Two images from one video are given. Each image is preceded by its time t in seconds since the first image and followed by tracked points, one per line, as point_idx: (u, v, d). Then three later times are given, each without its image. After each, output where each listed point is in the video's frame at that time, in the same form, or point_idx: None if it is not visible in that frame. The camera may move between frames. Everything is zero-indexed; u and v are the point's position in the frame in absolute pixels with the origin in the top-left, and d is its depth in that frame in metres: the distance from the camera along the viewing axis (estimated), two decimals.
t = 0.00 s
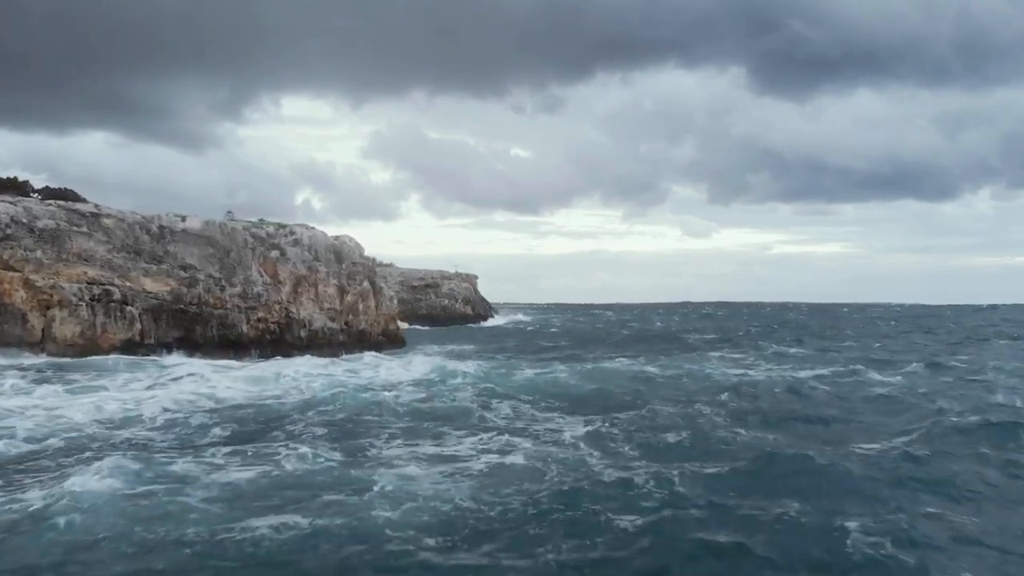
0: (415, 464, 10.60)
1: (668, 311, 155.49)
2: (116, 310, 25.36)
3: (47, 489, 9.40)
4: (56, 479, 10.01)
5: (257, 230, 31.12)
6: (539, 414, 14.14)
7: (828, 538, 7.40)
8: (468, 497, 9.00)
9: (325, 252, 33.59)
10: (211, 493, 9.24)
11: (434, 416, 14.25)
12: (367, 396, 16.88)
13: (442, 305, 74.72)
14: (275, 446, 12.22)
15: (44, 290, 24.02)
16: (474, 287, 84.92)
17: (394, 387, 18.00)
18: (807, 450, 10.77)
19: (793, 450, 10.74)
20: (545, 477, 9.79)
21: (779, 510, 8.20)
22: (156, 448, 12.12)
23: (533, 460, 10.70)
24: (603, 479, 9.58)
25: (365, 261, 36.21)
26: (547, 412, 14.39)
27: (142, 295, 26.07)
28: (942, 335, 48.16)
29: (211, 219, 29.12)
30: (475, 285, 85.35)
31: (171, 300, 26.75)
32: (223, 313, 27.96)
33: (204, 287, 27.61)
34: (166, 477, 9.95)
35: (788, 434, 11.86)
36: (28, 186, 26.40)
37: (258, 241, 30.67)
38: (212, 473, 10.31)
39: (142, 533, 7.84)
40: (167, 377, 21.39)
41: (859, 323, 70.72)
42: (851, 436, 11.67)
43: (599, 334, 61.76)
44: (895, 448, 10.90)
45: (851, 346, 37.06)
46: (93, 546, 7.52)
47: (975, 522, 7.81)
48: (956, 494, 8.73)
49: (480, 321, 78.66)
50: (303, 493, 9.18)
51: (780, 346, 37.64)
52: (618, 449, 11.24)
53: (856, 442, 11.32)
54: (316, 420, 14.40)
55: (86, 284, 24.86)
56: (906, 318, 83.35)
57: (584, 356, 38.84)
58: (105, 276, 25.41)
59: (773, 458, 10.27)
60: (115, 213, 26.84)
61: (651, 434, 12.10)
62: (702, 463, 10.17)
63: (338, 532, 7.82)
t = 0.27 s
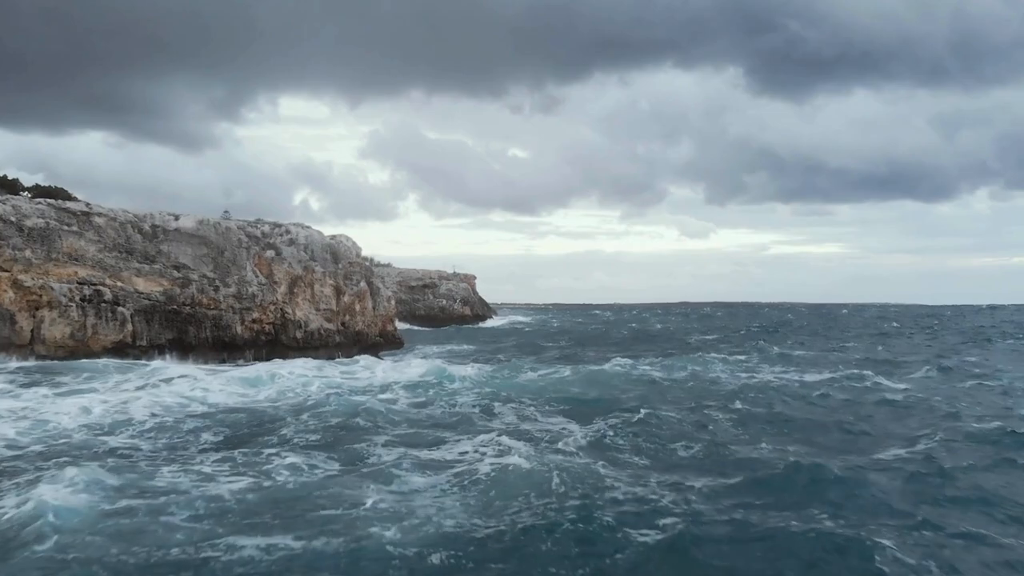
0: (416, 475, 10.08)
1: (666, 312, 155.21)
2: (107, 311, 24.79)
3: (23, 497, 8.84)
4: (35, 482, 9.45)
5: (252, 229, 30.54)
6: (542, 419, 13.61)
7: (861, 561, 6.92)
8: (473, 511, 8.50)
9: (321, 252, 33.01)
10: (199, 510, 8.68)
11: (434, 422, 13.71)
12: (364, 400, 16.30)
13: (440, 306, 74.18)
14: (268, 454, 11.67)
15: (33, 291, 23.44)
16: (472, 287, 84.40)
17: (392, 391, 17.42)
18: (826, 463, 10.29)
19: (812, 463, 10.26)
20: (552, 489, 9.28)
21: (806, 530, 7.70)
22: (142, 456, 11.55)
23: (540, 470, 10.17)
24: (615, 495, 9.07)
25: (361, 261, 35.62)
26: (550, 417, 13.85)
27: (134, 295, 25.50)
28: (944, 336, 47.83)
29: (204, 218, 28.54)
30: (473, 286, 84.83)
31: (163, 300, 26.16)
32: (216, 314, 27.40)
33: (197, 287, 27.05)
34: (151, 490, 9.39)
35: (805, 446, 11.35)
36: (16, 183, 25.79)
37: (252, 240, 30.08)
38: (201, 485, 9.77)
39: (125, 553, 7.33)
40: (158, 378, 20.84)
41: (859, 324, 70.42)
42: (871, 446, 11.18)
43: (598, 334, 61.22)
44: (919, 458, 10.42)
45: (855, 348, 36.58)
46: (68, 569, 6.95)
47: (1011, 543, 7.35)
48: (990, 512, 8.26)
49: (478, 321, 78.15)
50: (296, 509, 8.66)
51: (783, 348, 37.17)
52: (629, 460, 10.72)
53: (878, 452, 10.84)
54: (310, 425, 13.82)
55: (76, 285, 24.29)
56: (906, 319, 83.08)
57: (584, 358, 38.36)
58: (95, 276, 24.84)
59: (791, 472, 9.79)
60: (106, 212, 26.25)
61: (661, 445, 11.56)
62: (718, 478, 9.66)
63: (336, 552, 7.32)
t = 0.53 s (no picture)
0: (415, 486, 9.65)
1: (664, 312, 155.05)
2: (99, 312, 24.35)
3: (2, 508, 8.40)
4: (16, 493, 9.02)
5: (247, 228, 30.07)
6: (544, 423, 13.18)
7: None
8: (478, 526, 8.08)
9: (318, 251, 32.55)
10: (185, 526, 8.23)
11: (432, 427, 13.27)
12: (361, 403, 15.85)
13: (438, 306, 73.83)
14: (260, 462, 11.23)
15: (23, 291, 22.98)
16: (471, 287, 84.04)
17: (389, 394, 16.96)
18: (844, 476, 9.86)
19: (829, 476, 9.83)
20: (557, 500, 8.84)
21: (829, 552, 7.28)
22: (128, 463, 11.10)
23: (544, 478, 9.74)
24: (624, 508, 8.63)
25: (359, 261, 35.18)
26: (552, 421, 13.42)
27: (127, 295, 25.05)
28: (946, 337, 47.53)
29: (199, 217, 28.08)
30: (471, 286, 84.47)
31: (157, 300, 25.70)
32: (211, 315, 26.96)
33: (191, 287, 26.60)
34: (136, 504, 8.94)
35: (820, 456, 10.92)
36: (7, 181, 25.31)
37: (248, 239, 29.61)
38: (192, 497, 9.35)
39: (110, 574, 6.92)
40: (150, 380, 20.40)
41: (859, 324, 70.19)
42: (888, 457, 10.76)
43: (598, 334, 60.77)
44: (940, 471, 10.01)
45: (858, 349, 36.17)
46: None
47: None
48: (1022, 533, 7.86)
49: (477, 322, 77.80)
50: (292, 523, 8.26)
51: (786, 349, 36.74)
52: (636, 469, 10.29)
53: (896, 464, 10.42)
54: (305, 429, 13.38)
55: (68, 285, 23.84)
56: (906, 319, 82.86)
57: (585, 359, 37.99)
58: (88, 276, 24.38)
59: (809, 487, 9.36)
60: (98, 211, 25.78)
61: (669, 454, 11.12)
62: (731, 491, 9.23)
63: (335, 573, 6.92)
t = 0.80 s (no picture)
0: (415, 498, 9.17)
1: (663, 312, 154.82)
2: (90, 313, 23.82)
3: None
4: None
5: (242, 227, 29.52)
6: (547, 428, 12.69)
7: None
8: (484, 546, 7.60)
9: (314, 251, 32.01)
10: (170, 546, 7.73)
11: (431, 433, 12.77)
12: (357, 406, 15.35)
13: (435, 306, 73.35)
14: (251, 471, 10.72)
15: (11, 291, 22.42)
16: (468, 286, 83.55)
17: (386, 397, 16.46)
18: (865, 494, 9.40)
19: (849, 495, 9.36)
20: (564, 516, 8.36)
21: None
22: (111, 471, 10.58)
23: (549, 489, 9.26)
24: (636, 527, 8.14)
25: (355, 260, 34.65)
26: (555, 425, 12.93)
27: (118, 296, 24.51)
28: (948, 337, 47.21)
29: (192, 215, 27.54)
30: (469, 285, 84.01)
31: (149, 301, 25.16)
32: (204, 315, 26.43)
33: (184, 288, 26.07)
34: (120, 520, 8.43)
35: (837, 471, 10.45)
36: None
37: (242, 238, 29.07)
38: (180, 511, 8.84)
39: None
40: (140, 381, 19.88)
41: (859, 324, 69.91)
42: (909, 472, 10.30)
43: (597, 334, 60.25)
44: (965, 489, 9.56)
45: (862, 350, 35.70)
46: None
47: None
48: None
49: (475, 321, 77.34)
50: (288, 543, 7.79)
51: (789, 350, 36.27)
52: (645, 482, 9.81)
53: (918, 480, 9.96)
54: (298, 434, 12.87)
55: (57, 285, 23.29)
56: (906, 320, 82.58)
57: (583, 360, 37.53)
58: (78, 276, 23.83)
59: (829, 506, 8.88)
60: (89, 209, 25.23)
61: (679, 465, 10.64)
62: (748, 509, 8.75)
63: None
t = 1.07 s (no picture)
0: (415, 512, 8.68)
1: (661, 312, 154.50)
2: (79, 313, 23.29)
3: None
4: None
5: (236, 225, 28.99)
6: (552, 433, 12.20)
7: None
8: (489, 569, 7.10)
9: (309, 250, 31.50)
10: (154, 568, 7.23)
11: (431, 440, 12.28)
12: (354, 411, 14.85)
13: (433, 306, 72.87)
14: (242, 482, 10.21)
15: None
16: (466, 286, 83.09)
17: (384, 401, 15.95)
18: (891, 511, 8.91)
19: (875, 512, 8.87)
20: (574, 535, 7.87)
21: None
22: (95, 480, 10.07)
23: (557, 504, 8.76)
24: (651, 549, 7.65)
25: (352, 260, 34.13)
26: (561, 431, 12.45)
27: (109, 296, 23.99)
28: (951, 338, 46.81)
29: (185, 214, 27.02)
30: (467, 285, 83.56)
31: (141, 301, 24.64)
32: (197, 316, 25.92)
33: (177, 288, 25.55)
34: (100, 538, 7.92)
35: (859, 484, 9.96)
36: None
37: (237, 237, 28.54)
38: (166, 528, 8.32)
39: None
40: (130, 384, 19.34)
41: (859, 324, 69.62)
42: (935, 485, 9.82)
43: (597, 335, 59.81)
44: (996, 505, 9.08)
45: (866, 352, 35.28)
46: None
47: None
48: None
49: (473, 321, 76.87)
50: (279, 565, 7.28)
51: (792, 351, 35.83)
52: (657, 496, 9.32)
53: (946, 495, 9.48)
54: (292, 441, 12.36)
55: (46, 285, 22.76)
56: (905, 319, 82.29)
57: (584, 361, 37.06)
58: (67, 275, 23.29)
59: (855, 525, 8.40)
60: (79, 207, 24.68)
61: (691, 478, 10.14)
62: (768, 528, 8.26)
63: None
